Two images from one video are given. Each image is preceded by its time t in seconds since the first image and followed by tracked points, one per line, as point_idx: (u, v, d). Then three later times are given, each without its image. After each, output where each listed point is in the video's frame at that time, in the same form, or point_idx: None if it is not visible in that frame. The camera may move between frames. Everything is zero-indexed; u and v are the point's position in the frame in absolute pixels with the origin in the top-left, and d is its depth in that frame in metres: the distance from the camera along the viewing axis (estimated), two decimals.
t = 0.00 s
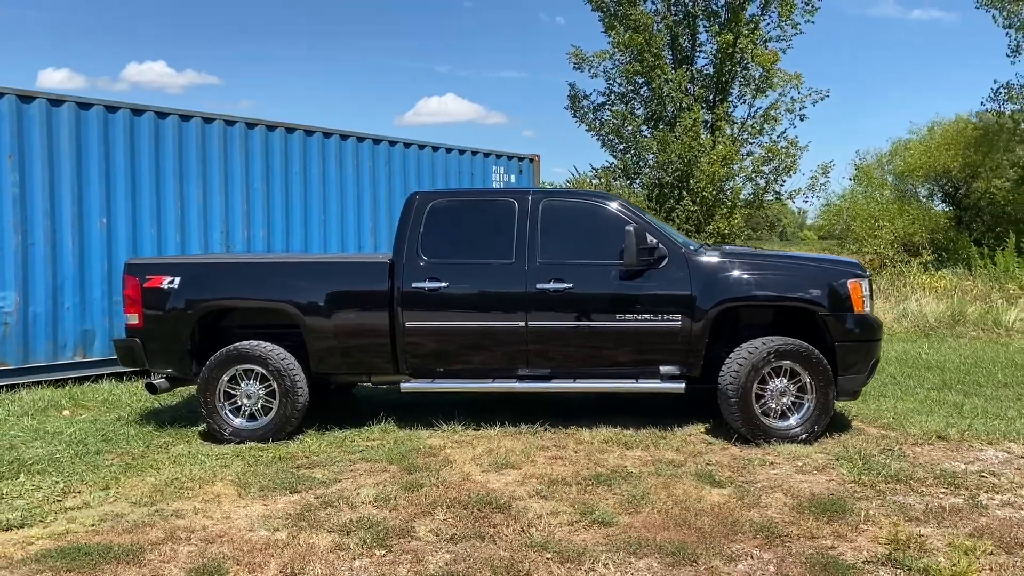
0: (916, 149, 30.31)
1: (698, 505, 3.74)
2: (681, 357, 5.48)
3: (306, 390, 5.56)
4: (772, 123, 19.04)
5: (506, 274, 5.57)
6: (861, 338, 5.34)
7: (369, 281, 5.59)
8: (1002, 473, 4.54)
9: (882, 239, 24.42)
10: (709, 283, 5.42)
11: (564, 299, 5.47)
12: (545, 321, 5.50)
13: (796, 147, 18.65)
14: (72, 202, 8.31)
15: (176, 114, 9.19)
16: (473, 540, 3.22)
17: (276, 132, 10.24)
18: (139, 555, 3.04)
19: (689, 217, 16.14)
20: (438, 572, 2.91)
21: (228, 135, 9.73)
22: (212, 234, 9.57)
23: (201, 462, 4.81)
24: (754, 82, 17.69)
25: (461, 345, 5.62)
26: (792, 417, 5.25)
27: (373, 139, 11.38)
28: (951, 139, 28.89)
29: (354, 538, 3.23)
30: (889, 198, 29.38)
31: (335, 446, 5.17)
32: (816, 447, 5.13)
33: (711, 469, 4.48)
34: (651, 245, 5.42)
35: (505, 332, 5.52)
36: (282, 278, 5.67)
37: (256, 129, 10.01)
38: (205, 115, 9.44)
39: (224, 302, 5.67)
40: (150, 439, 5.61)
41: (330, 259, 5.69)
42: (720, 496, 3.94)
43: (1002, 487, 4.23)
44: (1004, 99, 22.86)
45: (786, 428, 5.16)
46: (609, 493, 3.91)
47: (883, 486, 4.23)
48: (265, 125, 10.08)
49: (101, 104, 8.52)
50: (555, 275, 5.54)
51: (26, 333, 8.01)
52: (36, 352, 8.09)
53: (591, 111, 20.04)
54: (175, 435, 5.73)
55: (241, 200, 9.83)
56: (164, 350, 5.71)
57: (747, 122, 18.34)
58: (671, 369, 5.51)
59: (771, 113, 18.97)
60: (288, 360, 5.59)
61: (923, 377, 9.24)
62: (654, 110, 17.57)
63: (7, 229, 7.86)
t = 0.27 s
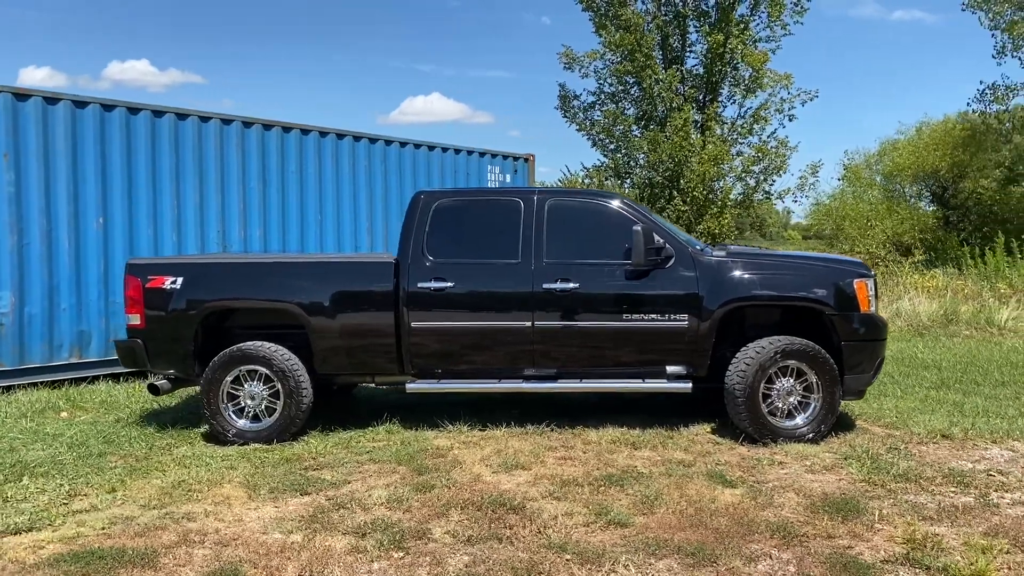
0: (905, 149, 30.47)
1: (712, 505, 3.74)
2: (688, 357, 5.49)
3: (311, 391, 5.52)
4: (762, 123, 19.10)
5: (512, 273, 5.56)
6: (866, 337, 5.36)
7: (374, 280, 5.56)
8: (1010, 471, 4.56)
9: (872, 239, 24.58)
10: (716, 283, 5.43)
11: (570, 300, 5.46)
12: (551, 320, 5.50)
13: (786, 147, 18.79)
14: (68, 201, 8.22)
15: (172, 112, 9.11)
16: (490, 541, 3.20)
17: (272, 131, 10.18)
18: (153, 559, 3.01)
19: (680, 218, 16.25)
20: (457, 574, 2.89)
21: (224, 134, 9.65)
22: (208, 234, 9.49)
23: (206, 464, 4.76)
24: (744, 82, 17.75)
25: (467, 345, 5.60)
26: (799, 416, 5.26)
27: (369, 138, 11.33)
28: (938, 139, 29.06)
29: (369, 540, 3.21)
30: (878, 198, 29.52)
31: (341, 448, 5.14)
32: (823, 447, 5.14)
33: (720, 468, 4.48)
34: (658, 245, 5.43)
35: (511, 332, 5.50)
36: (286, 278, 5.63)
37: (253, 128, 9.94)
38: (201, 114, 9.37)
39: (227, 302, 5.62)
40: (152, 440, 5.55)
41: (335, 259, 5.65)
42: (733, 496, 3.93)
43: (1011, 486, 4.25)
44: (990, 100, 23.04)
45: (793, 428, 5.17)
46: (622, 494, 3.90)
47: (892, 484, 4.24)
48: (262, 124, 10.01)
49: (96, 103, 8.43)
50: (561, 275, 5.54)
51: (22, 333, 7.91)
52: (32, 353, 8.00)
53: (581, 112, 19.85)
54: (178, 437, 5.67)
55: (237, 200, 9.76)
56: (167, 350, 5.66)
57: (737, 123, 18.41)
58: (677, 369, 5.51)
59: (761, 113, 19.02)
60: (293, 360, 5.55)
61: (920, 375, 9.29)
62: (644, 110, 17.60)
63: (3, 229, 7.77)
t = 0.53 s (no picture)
0: (892, 149, 30.65)
1: (725, 505, 3.75)
2: (694, 357, 5.51)
3: (315, 392, 5.50)
4: (752, 123, 19.16)
5: (517, 274, 5.56)
6: (870, 337, 5.39)
7: (378, 281, 5.54)
8: (1015, 470, 4.60)
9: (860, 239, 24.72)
10: (722, 283, 5.45)
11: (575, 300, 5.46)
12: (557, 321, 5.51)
13: (776, 147, 18.87)
14: (64, 201, 8.15)
15: (169, 112, 9.05)
16: (507, 542, 3.19)
17: (268, 131, 10.13)
18: (168, 563, 2.98)
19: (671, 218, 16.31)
20: None
21: (221, 134, 9.59)
22: (205, 234, 9.43)
23: (213, 466, 4.73)
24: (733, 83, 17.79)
25: (472, 345, 5.59)
26: (804, 416, 5.28)
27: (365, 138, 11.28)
28: (925, 139, 29.26)
29: (384, 542, 3.19)
30: (866, 199, 29.69)
31: (347, 449, 5.11)
32: (829, 446, 5.17)
33: (729, 468, 4.49)
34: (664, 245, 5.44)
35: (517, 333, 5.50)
36: (290, 279, 5.61)
37: (249, 127, 9.88)
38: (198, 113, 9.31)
39: (231, 303, 5.59)
40: (155, 442, 5.51)
41: (339, 260, 5.63)
42: (744, 496, 3.94)
43: (1018, 484, 4.28)
44: (976, 101, 23.26)
45: (799, 428, 5.19)
46: (633, 494, 3.90)
47: (901, 484, 4.26)
48: (258, 123, 9.96)
49: (93, 102, 8.36)
50: (566, 275, 5.54)
51: (18, 335, 7.84)
52: (28, 355, 7.92)
53: (571, 112, 19.76)
54: (181, 438, 5.63)
55: (234, 199, 9.70)
56: (170, 351, 5.61)
57: (727, 123, 18.46)
58: (683, 369, 5.52)
59: (751, 113, 19.07)
60: (297, 361, 5.52)
61: (916, 375, 9.35)
62: (635, 110, 17.62)
63: None
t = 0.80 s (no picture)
0: (882, 149, 30.82)
1: (740, 503, 3.76)
2: (702, 356, 5.55)
3: (323, 392, 5.49)
4: (742, 123, 19.23)
5: (526, 273, 5.58)
6: (875, 336, 5.43)
7: (387, 281, 5.55)
8: (1023, 467, 4.64)
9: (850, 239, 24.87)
10: (730, 282, 5.50)
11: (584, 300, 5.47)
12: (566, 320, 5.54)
13: (767, 148, 18.96)
14: (64, 200, 8.09)
15: (168, 110, 9.00)
16: (528, 541, 3.19)
17: (268, 130, 10.08)
18: (189, 564, 2.97)
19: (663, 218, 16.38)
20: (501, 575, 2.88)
21: (220, 133, 9.54)
22: (204, 234, 9.38)
23: (223, 466, 4.70)
24: (724, 84, 17.85)
25: (481, 345, 5.59)
26: (812, 415, 5.31)
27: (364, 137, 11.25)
28: (914, 140, 29.44)
29: (404, 542, 3.19)
30: (856, 199, 29.87)
31: (357, 449, 5.10)
32: (836, 444, 5.20)
33: (741, 467, 4.51)
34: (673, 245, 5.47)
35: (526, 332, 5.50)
36: (299, 279, 5.60)
37: (249, 126, 9.84)
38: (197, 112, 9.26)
39: (239, 303, 5.58)
40: (161, 442, 5.48)
41: (347, 259, 5.63)
42: (759, 494, 3.96)
43: None
44: (964, 101, 23.46)
45: (807, 426, 5.22)
46: (649, 493, 3.91)
47: (911, 481, 4.30)
48: (257, 122, 9.91)
49: (92, 100, 8.31)
50: (575, 275, 5.57)
51: (18, 335, 7.78)
52: (28, 355, 7.87)
53: (563, 111, 19.75)
54: (187, 439, 5.61)
55: (233, 199, 9.65)
56: (177, 351, 5.59)
57: (717, 123, 18.53)
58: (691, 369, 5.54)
59: (742, 113, 19.15)
60: (305, 361, 5.51)
61: (913, 373, 9.41)
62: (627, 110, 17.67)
63: None
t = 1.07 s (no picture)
0: (872, 150, 30.97)
1: (755, 504, 3.77)
2: (710, 356, 5.58)
3: (330, 394, 5.49)
4: (733, 124, 19.30)
5: (534, 274, 5.60)
6: (881, 337, 5.47)
7: (395, 282, 5.55)
8: None
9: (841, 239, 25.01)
10: (737, 283, 5.53)
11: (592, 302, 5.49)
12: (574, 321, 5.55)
13: (758, 148, 19.03)
14: (63, 201, 8.03)
15: (168, 110, 8.95)
16: (547, 543, 3.19)
17: (266, 130, 10.03)
18: (208, 568, 2.95)
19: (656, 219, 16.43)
20: None
21: (219, 133, 9.50)
22: (204, 234, 9.33)
23: (233, 469, 4.68)
24: (715, 84, 17.90)
25: (489, 346, 5.59)
26: (819, 415, 5.34)
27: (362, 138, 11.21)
28: (904, 141, 29.59)
29: (423, 544, 3.18)
30: (846, 199, 30.03)
31: (366, 452, 5.09)
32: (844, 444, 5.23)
33: (752, 467, 4.52)
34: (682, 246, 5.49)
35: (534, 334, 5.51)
36: (307, 280, 5.59)
37: (248, 126, 9.79)
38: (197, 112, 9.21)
39: (246, 304, 5.56)
40: (168, 445, 5.45)
41: (355, 260, 5.63)
42: (773, 495, 3.97)
43: None
44: (952, 103, 23.64)
45: (815, 426, 5.26)
46: (663, 494, 3.92)
47: (921, 481, 4.32)
48: (256, 122, 9.87)
49: (91, 100, 8.25)
50: (583, 275, 5.59)
51: (17, 336, 7.72)
52: (27, 356, 7.81)
53: (555, 111, 19.72)
54: (194, 441, 5.59)
55: (233, 199, 9.61)
56: (183, 353, 5.56)
57: (709, 124, 18.59)
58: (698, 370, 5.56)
59: (733, 114, 19.22)
60: (312, 363, 5.51)
61: (911, 373, 9.46)
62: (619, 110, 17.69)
63: None
